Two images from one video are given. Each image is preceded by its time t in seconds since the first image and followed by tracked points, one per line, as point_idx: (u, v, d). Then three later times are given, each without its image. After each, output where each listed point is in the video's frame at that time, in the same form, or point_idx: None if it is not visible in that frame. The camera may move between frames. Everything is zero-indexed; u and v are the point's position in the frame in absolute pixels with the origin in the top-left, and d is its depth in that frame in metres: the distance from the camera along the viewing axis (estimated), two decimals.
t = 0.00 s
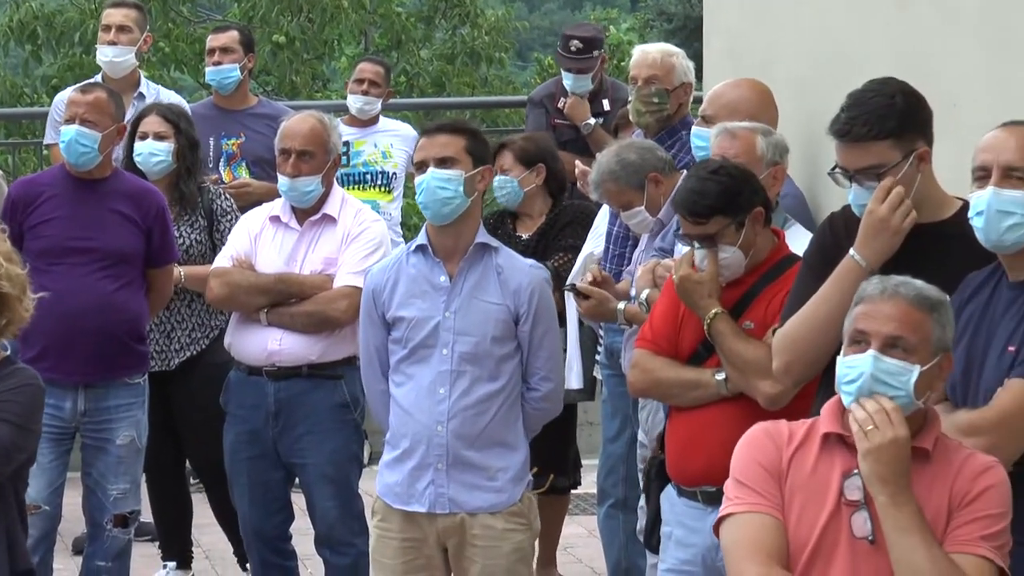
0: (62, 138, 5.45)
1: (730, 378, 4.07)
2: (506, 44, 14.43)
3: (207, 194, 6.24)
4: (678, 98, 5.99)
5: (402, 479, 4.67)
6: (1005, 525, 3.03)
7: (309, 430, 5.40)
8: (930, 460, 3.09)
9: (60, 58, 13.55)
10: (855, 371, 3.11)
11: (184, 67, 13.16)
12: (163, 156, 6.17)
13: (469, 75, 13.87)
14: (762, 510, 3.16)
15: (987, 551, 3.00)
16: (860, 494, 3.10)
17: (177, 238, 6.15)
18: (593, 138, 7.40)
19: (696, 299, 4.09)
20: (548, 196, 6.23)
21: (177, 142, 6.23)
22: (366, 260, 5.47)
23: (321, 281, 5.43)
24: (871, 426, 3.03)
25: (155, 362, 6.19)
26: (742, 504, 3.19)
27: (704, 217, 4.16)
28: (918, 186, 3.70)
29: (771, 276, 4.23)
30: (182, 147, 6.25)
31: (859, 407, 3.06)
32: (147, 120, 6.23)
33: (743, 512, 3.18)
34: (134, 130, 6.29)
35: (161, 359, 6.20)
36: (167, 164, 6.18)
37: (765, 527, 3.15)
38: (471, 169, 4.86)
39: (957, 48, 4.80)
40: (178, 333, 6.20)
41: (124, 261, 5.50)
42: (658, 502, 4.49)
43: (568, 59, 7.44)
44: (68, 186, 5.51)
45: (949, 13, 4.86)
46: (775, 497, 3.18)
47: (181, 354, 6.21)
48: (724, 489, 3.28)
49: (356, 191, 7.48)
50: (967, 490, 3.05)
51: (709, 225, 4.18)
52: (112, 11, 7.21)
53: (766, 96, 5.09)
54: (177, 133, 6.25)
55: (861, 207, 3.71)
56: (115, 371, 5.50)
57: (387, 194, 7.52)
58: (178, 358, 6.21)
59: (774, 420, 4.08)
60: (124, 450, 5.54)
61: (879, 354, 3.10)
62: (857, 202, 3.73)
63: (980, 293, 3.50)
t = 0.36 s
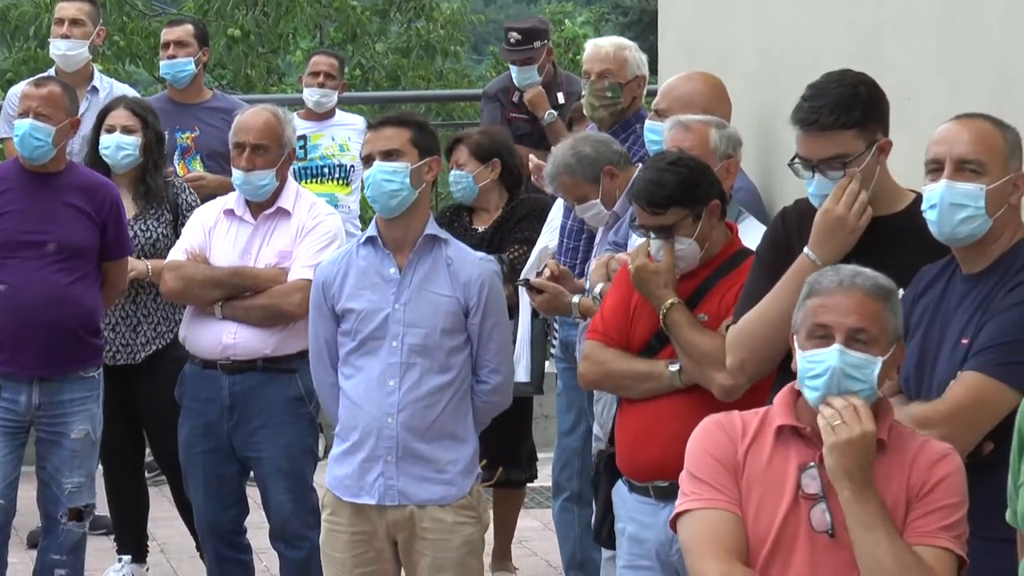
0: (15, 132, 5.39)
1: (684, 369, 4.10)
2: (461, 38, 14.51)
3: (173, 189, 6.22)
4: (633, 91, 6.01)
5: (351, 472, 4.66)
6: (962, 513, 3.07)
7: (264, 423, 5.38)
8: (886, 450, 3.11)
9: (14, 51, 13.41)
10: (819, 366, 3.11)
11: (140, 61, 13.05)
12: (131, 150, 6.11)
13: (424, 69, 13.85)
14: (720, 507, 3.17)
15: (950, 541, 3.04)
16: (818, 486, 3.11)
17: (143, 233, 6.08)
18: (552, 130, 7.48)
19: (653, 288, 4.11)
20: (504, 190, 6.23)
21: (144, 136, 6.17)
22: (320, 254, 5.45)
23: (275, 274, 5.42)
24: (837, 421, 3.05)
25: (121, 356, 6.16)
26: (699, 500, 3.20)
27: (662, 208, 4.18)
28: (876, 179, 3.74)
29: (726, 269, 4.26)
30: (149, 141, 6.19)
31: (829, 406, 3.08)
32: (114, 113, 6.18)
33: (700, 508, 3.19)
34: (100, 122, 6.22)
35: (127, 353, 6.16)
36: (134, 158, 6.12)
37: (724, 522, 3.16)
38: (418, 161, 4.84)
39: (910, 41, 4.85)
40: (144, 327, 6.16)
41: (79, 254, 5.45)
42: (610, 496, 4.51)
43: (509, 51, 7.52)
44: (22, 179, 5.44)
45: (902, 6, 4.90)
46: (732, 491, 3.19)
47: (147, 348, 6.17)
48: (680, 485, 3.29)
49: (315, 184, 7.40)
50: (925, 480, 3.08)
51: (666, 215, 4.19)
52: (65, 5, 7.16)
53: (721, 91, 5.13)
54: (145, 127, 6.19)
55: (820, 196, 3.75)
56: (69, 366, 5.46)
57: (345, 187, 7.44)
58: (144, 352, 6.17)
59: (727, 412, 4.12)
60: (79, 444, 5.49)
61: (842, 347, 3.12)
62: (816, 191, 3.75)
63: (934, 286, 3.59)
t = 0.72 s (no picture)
0: None
1: (638, 365, 4.12)
2: (416, 35, 14.29)
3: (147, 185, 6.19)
4: (585, 88, 6.02)
5: (303, 470, 4.65)
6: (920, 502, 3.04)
7: (217, 421, 5.35)
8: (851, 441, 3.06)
9: None
10: (868, 353, 3.01)
11: (94, 58, 12.94)
12: (110, 148, 6.07)
13: (379, 67, 13.82)
14: (696, 511, 3.02)
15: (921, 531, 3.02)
16: (792, 482, 3.00)
17: (121, 229, 6.06)
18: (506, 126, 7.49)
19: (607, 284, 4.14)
20: (463, 187, 6.23)
21: (122, 135, 6.14)
22: (271, 251, 5.43)
23: (226, 272, 5.39)
24: (884, 407, 2.99)
25: (95, 353, 6.14)
26: (671, 505, 3.04)
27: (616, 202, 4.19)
28: (834, 175, 3.77)
29: (678, 264, 4.29)
30: (126, 139, 6.15)
31: (876, 390, 3.03)
32: (92, 109, 6.11)
33: (676, 514, 3.03)
34: (75, 117, 6.15)
35: (102, 349, 6.15)
36: (113, 155, 6.08)
37: (702, 528, 3.01)
38: (365, 158, 4.83)
39: (863, 38, 4.89)
40: (119, 324, 6.16)
41: (33, 253, 5.40)
42: (563, 494, 4.53)
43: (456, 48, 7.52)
44: None
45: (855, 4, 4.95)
46: (704, 494, 3.04)
47: (122, 345, 6.17)
48: (643, 491, 3.12)
49: (273, 183, 7.40)
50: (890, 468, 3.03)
51: (620, 210, 4.21)
52: (17, 1, 7.09)
53: (665, 87, 5.15)
54: (123, 126, 6.16)
55: (776, 194, 3.78)
56: (23, 365, 5.40)
57: (303, 184, 7.42)
58: (119, 349, 6.17)
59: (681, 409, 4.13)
60: (33, 443, 5.45)
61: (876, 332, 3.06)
62: (773, 188, 3.78)
63: (890, 280, 3.65)
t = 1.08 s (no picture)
0: None
1: (589, 364, 4.13)
2: (367, 38, 14.23)
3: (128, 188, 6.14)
4: (535, 91, 6.04)
5: (254, 473, 4.64)
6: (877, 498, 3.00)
7: (167, 424, 5.31)
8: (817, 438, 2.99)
9: None
10: (834, 347, 2.93)
11: (44, 61, 12.83)
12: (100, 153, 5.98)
13: (330, 69, 13.78)
14: (677, 510, 2.88)
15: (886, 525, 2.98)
16: (769, 479, 2.90)
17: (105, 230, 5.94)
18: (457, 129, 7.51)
19: (560, 280, 4.15)
20: (418, 192, 6.23)
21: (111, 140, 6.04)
22: (220, 254, 5.40)
23: (174, 275, 5.36)
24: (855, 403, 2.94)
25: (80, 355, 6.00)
26: (652, 503, 2.90)
27: (569, 200, 4.21)
28: (786, 175, 3.81)
29: (630, 264, 4.31)
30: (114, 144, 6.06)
31: (844, 387, 2.97)
32: (85, 113, 6.00)
33: (659, 513, 2.88)
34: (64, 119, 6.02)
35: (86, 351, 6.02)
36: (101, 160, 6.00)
37: (685, 526, 2.87)
38: (315, 160, 4.81)
39: (811, 42, 4.95)
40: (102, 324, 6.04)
41: None
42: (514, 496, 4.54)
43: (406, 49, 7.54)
44: None
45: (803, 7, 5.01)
46: (683, 492, 2.91)
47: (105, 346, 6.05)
48: (618, 491, 2.97)
49: (230, 185, 7.59)
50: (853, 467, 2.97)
51: (573, 207, 4.22)
52: None
53: (609, 89, 5.15)
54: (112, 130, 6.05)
55: (727, 193, 3.81)
56: None
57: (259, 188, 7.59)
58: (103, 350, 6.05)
59: (633, 409, 4.15)
60: None
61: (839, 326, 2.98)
62: (724, 188, 3.81)
63: (838, 282, 3.70)
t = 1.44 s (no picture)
0: None
1: (541, 359, 4.15)
2: (320, 35, 14.26)
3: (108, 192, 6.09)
4: (487, 88, 6.05)
5: (207, 471, 4.62)
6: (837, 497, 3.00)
7: (120, 423, 5.28)
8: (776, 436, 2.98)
9: None
10: (794, 343, 2.94)
11: None
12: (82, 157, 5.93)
13: (283, 67, 13.73)
14: (636, 503, 2.86)
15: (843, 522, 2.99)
16: (726, 474, 2.89)
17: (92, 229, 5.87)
18: (410, 125, 7.52)
19: (513, 273, 4.17)
20: (362, 192, 6.23)
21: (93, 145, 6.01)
22: (171, 252, 5.37)
23: (125, 273, 5.30)
24: (816, 400, 2.95)
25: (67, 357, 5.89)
26: (610, 497, 2.88)
27: (524, 186, 4.25)
28: (740, 171, 3.86)
29: (582, 259, 4.33)
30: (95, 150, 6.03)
31: (804, 385, 2.97)
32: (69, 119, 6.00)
33: (617, 506, 2.87)
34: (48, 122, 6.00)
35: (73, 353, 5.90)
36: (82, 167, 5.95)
37: (644, 519, 2.85)
38: (269, 158, 4.78)
39: (761, 38, 4.99)
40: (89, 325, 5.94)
41: None
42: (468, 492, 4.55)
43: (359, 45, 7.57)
44: None
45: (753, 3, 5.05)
46: (641, 485, 2.89)
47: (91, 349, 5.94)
48: (577, 484, 2.95)
49: (181, 181, 7.58)
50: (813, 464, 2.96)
51: (527, 194, 4.26)
52: None
53: (553, 85, 5.17)
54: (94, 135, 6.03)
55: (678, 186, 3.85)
56: None
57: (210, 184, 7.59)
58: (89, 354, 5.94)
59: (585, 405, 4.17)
60: None
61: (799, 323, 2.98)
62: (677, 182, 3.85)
63: (789, 276, 3.75)
